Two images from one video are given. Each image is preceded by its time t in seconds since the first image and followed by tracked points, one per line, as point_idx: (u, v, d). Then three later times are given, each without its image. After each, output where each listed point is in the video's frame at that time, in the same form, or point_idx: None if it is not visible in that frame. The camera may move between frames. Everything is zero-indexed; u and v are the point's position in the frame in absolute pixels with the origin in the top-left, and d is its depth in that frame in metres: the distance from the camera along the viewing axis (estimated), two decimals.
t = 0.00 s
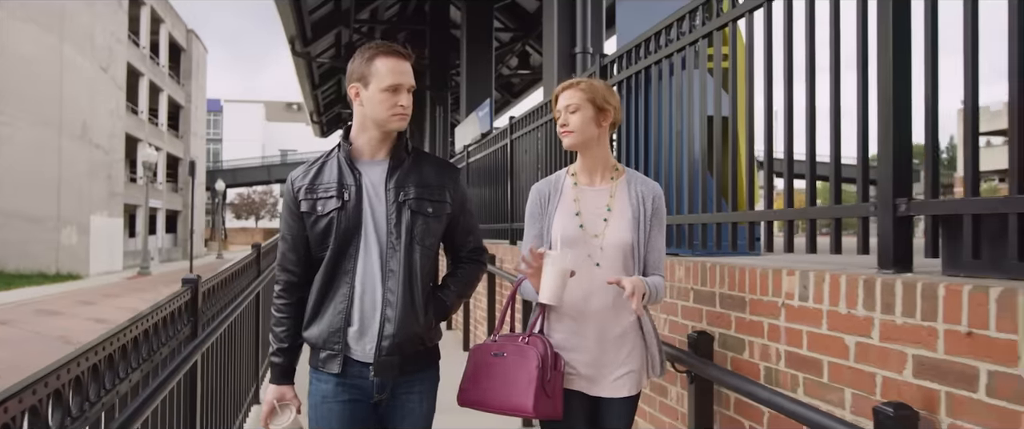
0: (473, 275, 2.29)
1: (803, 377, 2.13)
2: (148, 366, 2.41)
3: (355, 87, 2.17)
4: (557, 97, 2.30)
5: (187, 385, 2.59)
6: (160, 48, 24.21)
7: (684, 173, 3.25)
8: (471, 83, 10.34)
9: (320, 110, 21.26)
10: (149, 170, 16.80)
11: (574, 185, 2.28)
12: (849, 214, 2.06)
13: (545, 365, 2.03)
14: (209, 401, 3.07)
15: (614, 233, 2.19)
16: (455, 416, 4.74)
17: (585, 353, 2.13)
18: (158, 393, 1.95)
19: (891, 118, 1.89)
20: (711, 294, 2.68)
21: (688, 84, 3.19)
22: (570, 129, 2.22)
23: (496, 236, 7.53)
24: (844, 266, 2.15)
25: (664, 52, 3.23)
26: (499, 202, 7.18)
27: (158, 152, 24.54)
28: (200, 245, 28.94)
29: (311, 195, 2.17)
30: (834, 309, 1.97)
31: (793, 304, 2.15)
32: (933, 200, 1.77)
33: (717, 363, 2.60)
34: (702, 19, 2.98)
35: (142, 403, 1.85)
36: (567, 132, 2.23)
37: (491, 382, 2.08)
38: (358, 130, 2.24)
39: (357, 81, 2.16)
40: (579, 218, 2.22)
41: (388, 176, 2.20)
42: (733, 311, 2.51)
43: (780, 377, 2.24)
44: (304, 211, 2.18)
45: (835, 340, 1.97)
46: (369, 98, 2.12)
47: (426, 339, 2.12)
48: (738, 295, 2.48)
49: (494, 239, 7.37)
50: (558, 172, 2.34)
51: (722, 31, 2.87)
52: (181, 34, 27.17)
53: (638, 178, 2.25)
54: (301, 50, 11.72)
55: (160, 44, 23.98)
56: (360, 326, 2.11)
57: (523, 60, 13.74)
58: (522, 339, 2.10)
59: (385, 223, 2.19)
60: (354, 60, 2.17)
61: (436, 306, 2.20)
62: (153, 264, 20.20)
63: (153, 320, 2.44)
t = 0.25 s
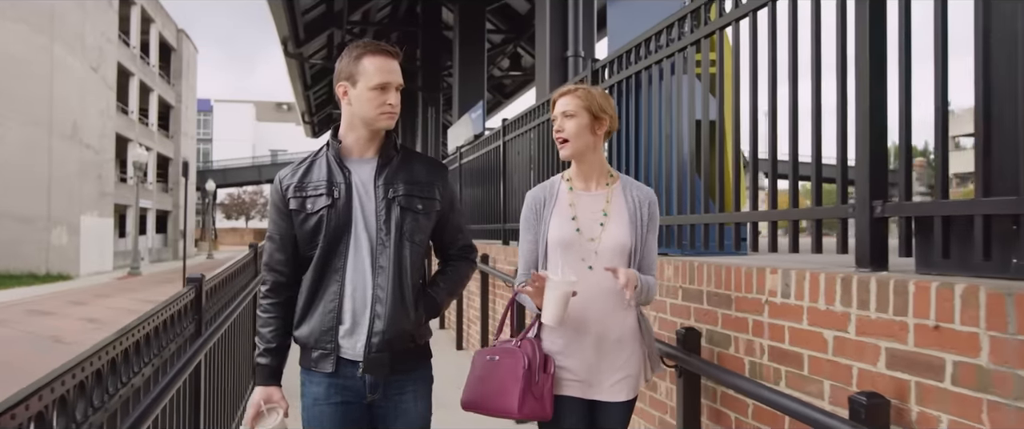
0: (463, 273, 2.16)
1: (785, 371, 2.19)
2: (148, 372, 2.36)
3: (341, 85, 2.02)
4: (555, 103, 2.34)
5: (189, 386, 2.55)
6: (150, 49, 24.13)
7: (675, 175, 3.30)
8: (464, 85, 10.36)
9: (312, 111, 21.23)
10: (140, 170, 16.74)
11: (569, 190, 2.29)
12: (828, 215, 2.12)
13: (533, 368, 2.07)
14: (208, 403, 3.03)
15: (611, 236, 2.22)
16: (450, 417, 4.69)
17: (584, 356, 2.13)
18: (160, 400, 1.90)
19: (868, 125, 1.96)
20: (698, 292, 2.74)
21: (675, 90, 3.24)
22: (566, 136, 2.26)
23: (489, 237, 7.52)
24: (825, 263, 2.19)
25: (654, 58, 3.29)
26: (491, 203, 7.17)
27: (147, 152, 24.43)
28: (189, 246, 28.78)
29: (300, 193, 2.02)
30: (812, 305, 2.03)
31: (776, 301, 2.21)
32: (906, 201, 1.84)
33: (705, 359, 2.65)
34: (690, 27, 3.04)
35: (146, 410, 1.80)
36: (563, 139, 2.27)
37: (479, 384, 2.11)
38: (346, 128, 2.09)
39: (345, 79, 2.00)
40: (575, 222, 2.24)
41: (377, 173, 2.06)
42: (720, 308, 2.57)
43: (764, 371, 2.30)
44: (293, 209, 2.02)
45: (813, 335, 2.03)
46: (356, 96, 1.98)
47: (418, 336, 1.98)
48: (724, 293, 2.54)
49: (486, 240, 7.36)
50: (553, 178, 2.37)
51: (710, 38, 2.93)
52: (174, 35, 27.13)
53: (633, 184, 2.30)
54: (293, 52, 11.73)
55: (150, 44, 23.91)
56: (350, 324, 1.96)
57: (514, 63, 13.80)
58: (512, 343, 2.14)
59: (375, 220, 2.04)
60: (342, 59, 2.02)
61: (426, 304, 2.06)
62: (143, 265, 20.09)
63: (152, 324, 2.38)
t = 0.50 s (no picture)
0: (455, 272, 2.17)
1: (768, 365, 2.35)
2: (148, 375, 2.37)
3: (338, 87, 2.03)
4: (553, 100, 2.36)
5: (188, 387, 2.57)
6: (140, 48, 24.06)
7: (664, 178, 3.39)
8: (457, 85, 10.40)
9: (304, 111, 21.22)
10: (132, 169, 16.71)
11: (570, 188, 2.32)
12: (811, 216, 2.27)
13: (533, 367, 2.10)
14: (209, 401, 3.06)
15: (613, 232, 2.26)
16: (446, 416, 4.73)
17: (583, 353, 2.18)
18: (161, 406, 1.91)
19: (847, 130, 2.12)
20: (687, 290, 2.90)
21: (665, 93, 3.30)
22: (564, 134, 2.29)
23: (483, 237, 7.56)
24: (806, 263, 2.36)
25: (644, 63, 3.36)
26: (485, 203, 7.21)
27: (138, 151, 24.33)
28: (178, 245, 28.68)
29: (295, 195, 2.00)
30: (795, 302, 2.19)
31: (761, 299, 2.38)
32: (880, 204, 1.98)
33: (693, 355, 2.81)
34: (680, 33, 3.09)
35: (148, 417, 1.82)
36: (560, 137, 2.29)
37: (483, 385, 2.15)
38: (340, 130, 2.08)
39: (341, 82, 2.01)
40: (577, 220, 2.28)
41: (373, 176, 2.05)
42: (708, 305, 2.74)
43: (749, 365, 2.46)
44: (288, 210, 2.00)
45: (795, 330, 2.19)
46: (353, 100, 1.98)
47: (414, 335, 1.99)
48: (712, 291, 2.70)
49: (480, 239, 7.40)
50: (551, 176, 2.39)
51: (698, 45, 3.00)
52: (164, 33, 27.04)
53: (633, 181, 2.34)
54: (287, 52, 11.74)
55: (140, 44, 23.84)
56: (348, 325, 1.96)
57: (507, 63, 13.85)
58: (513, 341, 2.18)
59: (371, 222, 2.04)
60: (336, 62, 2.02)
61: (423, 304, 2.07)
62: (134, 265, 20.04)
63: (152, 328, 2.38)
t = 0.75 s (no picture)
0: (450, 272, 2.20)
1: (753, 359, 2.40)
2: (149, 372, 2.38)
3: (338, 87, 2.04)
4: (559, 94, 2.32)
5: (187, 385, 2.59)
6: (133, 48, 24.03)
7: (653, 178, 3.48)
8: (450, 85, 10.42)
9: (298, 111, 21.21)
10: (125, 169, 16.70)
11: (572, 185, 2.28)
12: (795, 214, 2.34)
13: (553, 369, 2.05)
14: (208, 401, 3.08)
15: (615, 231, 2.21)
16: (441, 414, 4.75)
17: (581, 351, 2.14)
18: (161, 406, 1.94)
19: (828, 129, 2.19)
20: (675, 286, 2.95)
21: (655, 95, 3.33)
22: (569, 128, 2.26)
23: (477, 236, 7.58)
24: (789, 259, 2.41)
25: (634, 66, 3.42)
26: (478, 203, 7.23)
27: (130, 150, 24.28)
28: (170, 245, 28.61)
29: (294, 194, 2.01)
30: (778, 297, 2.24)
31: (745, 294, 2.42)
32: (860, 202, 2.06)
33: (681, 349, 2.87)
34: (668, 37, 3.15)
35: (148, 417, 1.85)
36: (563, 131, 2.26)
37: (498, 386, 2.10)
38: (339, 130, 2.10)
39: (341, 81, 2.02)
40: (579, 217, 2.23)
41: (371, 175, 2.08)
42: (695, 301, 2.79)
43: (734, 358, 2.51)
44: (286, 209, 2.01)
45: (778, 324, 2.24)
46: (354, 99, 2.00)
47: (411, 332, 2.02)
48: (699, 287, 2.75)
49: (474, 239, 7.42)
50: (554, 172, 2.35)
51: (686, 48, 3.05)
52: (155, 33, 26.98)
53: (635, 180, 2.30)
54: (280, 52, 11.75)
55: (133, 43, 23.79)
56: (346, 323, 1.98)
57: (500, 64, 13.88)
58: (525, 341, 2.13)
59: (370, 222, 2.06)
60: (336, 61, 2.02)
61: (420, 302, 2.11)
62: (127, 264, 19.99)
63: (154, 324, 2.40)
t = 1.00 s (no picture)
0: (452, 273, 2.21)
1: (738, 353, 2.53)
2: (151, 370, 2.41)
3: (342, 89, 2.06)
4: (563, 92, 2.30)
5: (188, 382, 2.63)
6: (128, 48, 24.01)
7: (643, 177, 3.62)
8: (445, 85, 10.46)
9: (293, 110, 21.21)
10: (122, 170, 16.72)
11: (575, 183, 2.26)
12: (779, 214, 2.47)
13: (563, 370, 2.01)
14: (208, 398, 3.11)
15: (615, 231, 2.19)
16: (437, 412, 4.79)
17: (580, 348, 2.13)
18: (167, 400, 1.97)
19: (810, 132, 2.31)
20: (664, 284, 3.09)
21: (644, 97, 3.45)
22: (571, 128, 2.25)
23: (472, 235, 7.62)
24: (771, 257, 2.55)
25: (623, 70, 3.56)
26: (473, 203, 7.27)
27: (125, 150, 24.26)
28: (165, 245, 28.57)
29: (295, 195, 2.06)
30: (762, 294, 2.37)
31: (731, 290, 2.56)
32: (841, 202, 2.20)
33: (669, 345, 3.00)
34: (658, 41, 3.29)
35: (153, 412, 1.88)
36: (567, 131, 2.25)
37: (501, 381, 2.03)
38: (343, 130, 2.12)
39: (347, 84, 2.04)
40: (580, 216, 2.21)
41: (372, 177, 2.10)
42: (682, 298, 2.92)
43: (720, 353, 2.65)
44: (287, 209, 2.05)
45: (761, 319, 2.37)
46: (359, 101, 2.03)
47: (409, 334, 2.05)
48: (686, 284, 2.89)
49: (469, 238, 7.46)
50: (556, 168, 2.33)
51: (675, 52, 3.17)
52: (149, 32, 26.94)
53: (638, 180, 2.27)
54: (275, 53, 11.76)
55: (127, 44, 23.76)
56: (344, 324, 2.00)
57: (495, 64, 13.92)
58: (532, 339, 2.07)
59: (369, 224, 2.09)
60: (341, 63, 2.05)
61: (418, 305, 2.11)
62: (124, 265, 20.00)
63: (156, 322, 2.43)
